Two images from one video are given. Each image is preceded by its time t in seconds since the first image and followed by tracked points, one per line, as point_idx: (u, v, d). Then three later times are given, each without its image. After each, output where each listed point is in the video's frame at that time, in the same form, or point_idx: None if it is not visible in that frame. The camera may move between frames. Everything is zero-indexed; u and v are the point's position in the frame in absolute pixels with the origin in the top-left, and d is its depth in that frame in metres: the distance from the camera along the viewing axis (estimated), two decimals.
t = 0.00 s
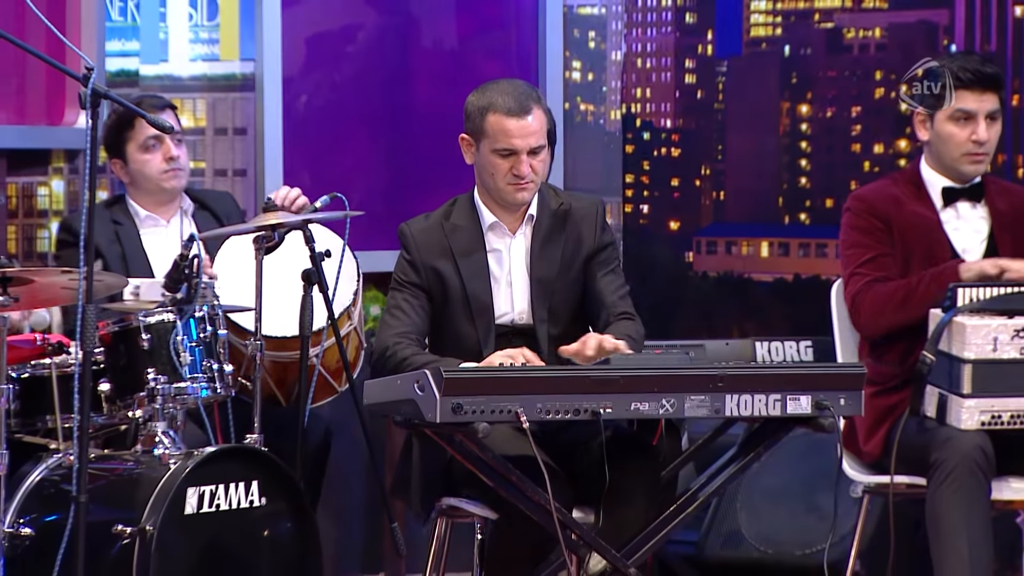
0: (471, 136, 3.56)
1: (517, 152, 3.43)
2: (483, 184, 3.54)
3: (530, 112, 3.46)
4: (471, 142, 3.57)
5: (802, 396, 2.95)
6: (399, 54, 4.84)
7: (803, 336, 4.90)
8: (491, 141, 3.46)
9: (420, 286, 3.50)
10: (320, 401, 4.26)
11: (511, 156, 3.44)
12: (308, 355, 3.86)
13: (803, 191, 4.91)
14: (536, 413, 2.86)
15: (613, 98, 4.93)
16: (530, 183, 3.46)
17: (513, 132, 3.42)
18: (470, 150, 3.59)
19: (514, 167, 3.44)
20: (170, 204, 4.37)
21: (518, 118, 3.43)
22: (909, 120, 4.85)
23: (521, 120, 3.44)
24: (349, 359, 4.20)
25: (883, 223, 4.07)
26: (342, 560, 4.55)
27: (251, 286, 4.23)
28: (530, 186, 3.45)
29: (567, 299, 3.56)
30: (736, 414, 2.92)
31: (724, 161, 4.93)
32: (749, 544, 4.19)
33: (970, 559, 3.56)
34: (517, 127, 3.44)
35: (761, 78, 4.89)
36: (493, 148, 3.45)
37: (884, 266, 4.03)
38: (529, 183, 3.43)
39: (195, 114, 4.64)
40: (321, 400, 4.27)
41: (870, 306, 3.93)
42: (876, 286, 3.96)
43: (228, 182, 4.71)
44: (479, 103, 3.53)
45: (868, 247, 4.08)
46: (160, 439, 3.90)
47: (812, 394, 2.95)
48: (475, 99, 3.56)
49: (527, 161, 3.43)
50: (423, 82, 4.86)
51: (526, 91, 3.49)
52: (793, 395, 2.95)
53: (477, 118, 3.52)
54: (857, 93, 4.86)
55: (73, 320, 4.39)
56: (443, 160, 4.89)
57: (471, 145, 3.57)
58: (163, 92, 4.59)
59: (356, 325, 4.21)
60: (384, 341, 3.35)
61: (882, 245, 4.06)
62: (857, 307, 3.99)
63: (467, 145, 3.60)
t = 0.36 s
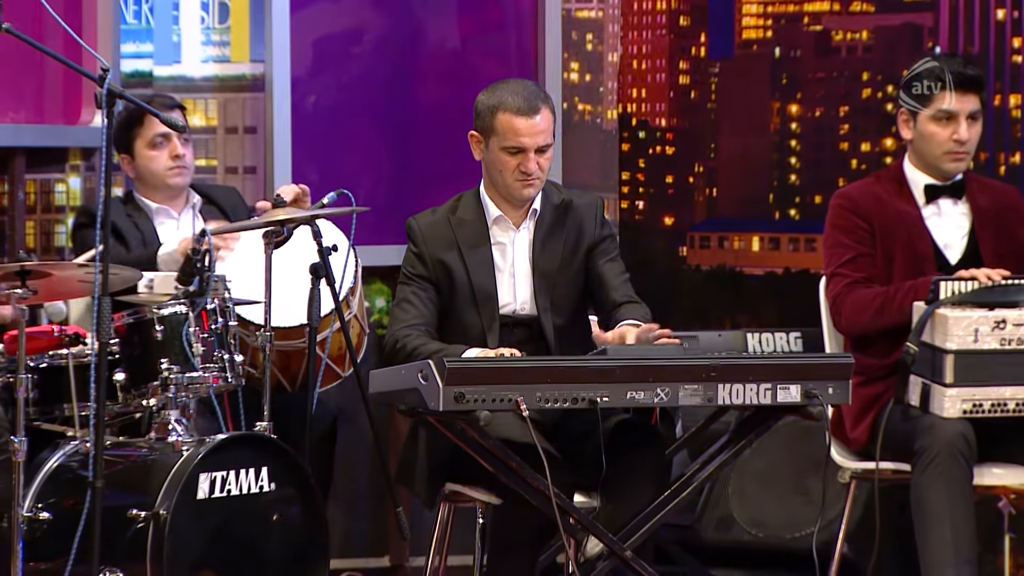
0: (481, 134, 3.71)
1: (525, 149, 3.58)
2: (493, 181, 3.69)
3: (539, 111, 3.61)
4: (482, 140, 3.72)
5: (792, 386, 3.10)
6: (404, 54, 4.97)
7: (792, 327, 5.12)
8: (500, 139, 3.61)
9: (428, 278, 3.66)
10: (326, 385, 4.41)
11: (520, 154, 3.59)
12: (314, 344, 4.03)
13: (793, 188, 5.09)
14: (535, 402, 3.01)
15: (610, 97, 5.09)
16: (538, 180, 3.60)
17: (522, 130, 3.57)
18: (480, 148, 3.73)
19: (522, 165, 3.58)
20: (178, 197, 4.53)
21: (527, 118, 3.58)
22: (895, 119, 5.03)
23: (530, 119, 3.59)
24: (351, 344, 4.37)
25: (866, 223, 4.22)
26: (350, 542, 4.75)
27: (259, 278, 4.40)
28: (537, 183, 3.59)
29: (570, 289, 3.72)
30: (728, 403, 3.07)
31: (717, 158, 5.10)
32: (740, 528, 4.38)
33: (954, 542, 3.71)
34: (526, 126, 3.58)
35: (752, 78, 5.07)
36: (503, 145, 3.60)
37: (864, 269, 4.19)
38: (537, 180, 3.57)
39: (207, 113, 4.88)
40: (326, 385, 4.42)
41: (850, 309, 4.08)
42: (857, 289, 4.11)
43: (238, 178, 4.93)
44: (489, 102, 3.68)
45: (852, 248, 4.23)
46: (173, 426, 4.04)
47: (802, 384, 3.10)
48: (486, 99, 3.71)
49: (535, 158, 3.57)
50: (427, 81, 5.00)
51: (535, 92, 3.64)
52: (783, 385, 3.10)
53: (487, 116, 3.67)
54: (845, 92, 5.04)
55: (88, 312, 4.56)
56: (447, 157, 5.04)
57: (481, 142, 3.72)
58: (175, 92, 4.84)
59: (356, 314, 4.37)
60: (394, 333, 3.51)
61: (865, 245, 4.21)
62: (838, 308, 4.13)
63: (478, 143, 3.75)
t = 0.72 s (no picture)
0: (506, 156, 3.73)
1: (546, 186, 3.64)
2: (512, 197, 3.79)
3: (564, 148, 3.62)
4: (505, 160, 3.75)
5: (788, 380, 3.27)
6: (415, 62, 5.15)
7: (788, 324, 5.27)
8: (523, 171, 3.65)
9: (442, 279, 3.82)
10: (338, 381, 4.59)
11: (540, 188, 3.65)
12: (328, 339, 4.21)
13: (789, 190, 5.26)
14: (540, 396, 3.14)
15: (612, 103, 5.25)
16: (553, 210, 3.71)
17: (544, 169, 3.61)
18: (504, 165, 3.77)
19: (540, 198, 3.67)
20: (198, 201, 4.69)
21: (552, 157, 3.60)
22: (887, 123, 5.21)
23: (554, 158, 3.61)
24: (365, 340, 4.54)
25: (860, 222, 4.37)
26: (362, 531, 4.92)
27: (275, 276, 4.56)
28: (553, 213, 3.71)
29: (589, 302, 3.90)
30: (727, 397, 3.23)
31: (716, 161, 5.26)
32: (738, 516, 4.53)
33: (942, 530, 3.86)
34: (548, 164, 3.61)
35: (749, 84, 5.23)
36: (524, 177, 3.65)
37: (857, 266, 4.34)
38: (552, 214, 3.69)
39: (224, 117, 5.04)
40: (340, 380, 4.60)
41: (844, 306, 4.23)
42: (850, 286, 4.26)
43: (253, 181, 5.08)
44: (518, 129, 3.67)
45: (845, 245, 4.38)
46: (190, 419, 4.21)
47: (798, 377, 3.27)
48: (515, 122, 3.69)
49: (553, 196, 3.65)
50: (437, 88, 5.18)
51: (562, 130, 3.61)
52: (778, 379, 3.27)
53: (513, 143, 3.67)
54: (839, 98, 5.22)
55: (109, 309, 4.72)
56: (456, 162, 5.22)
57: (505, 162, 3.76)
58: (194, 98, 5.00)
59: (371, 309, 4.54)
60: (404, 331, 3.67)
61: (858, 244, 4.36)
62: (833, 305, 4.28)
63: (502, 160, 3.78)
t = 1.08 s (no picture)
0: (538, 145, 3.98)
1: (582, 166, 3.90)
2: (541, 188, 3.99)
3: (597, 132, 3.93)
4: (536, 150, 4.00)
5: (793, 375, 3.44)
6: (432, 68, 5.37)
7: (793, 322, 5.44)
8: (559, 154, 3.90)
9: (462, 271, 4.01)
10: (359, 376, 4.76)
11: (576, 169, 3.90)
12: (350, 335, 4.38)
13: (793, 192, 5.44)
14: (554, 390, 3.30)
15: (623, 109, 5.43)
16: (584, 195, 3.94)
17: (582, 148, 3.88)
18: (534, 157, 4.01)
19: (576, 179, 3.90)
20: (228, 203, 4.88)
21: (589, 138, 3.89)
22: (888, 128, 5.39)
23: (590, 139, 3.90)
24: (386, 336, 4.70)
25: (862, 223, 4.54)
26: (383, 519, 5.11)
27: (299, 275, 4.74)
28: (584, 197, 3.94)
29: (606, 299, 4.07)
30: (734, 391, 3.40)
31: (724, 164, 5.42)
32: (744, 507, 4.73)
33: (943, 516, 3.96)
34: (585, 144, 3.90)
35: (755, 91, 5.41)
36: (561, 159, 3.89)
37: (858, 266, 4.50)
38: (586, 196, 3.92)
39: (250, 123, 5.22)
40: (361, 375, 4.77)
41: (847, 304, 4.40)
42: (853, 286, 4.43)
43: (279, 183, 5.31)
44: (552, 117, 3.96)
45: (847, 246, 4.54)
46: (218, 413, 4.38)
47: (803, 373, 3.44)
48: (546, 114, 3.99)
49: (589, 175, 3.90)
50: (453, 93, 5.40)
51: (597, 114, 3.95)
52: (785, 374, 3.43)
53: (548, 130, 3.94)
54: (842, 104, 5.40)
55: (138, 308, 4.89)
56: (471, 164, 5.44)
57: (536, 152, 4.00)
58: (222, 104, 5.18)
59: (391, 308, 4.70)
60: (419, 316, 3.87)
61: (861, 245, 4.53)
62: (836, 303, 4.45)
63: (531, 152, 4.02)
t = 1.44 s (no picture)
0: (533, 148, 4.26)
1: (578, 155, 4.15)
2: (545, 186, 4.22)
3: (584, 124, 4.23)
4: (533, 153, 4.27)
5: (795, 369, 3.62)
6: (449, 75, 5.59)
7: (796, 319, 5.63)
8: (554, 148, 4.16)
9: (474, 272, 4.20)
10: (379, 370, 4.96)
11: (573, 159, 4.15)
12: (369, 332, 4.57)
13: (795, 194, 5.63)
14: (566, 384, 3.49)
15: (632, 113, 5.66)
16: (587, 184, 4.17)
17: (575, 138, 4.16)
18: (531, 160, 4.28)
19: (575, 169, 4.15)
20: (254, 204, 5.07)
21: (578, 129, 4.18)
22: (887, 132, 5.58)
23: (580, 130, 4.18)
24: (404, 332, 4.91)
25: (861, 224, 4.72)
26: (401, 508, 5.30)
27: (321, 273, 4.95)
28: (587, 185, 4.16)
29: (613, 293, 4.27)
30: (738, 385, 3.59)
31: (728, 167, 5.63)
32: (750, 497, 4.92)
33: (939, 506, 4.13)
34: (576, 135, 4.18)
35: (759, 97, 5.61)
36: (558, 153, 4.15)
37: (858, 265, 4.69)
38: (588, 182, 4.15)
39: (275, 128, 5.42)
40: (380, 369, 4.96)
41: (847, 302, 4.59)
42: (854, 284, 4.62)
43: (302, 186, 5.49)
44: (540, 118, 4.26)
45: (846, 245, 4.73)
46: (245, 405, 4.59)
47: (804, 368, 3.62)
48: (533, 118, 4.29)
49: (587, 162, 4.15)
50: (470, 100, 5.61)
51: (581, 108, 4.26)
52: (788, 369, 3.62)
53: (539, 130, 4.24)
54: (843, 109, 5.59)
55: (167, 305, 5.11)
56: (487, 167, 5.66)
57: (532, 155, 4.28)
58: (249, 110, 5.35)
59: (408, 304, 4.90)
60: (433, 314, 4.05)
61: (860, 244, 4.71)
62: (836, 301, 4.65)
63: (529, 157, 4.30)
